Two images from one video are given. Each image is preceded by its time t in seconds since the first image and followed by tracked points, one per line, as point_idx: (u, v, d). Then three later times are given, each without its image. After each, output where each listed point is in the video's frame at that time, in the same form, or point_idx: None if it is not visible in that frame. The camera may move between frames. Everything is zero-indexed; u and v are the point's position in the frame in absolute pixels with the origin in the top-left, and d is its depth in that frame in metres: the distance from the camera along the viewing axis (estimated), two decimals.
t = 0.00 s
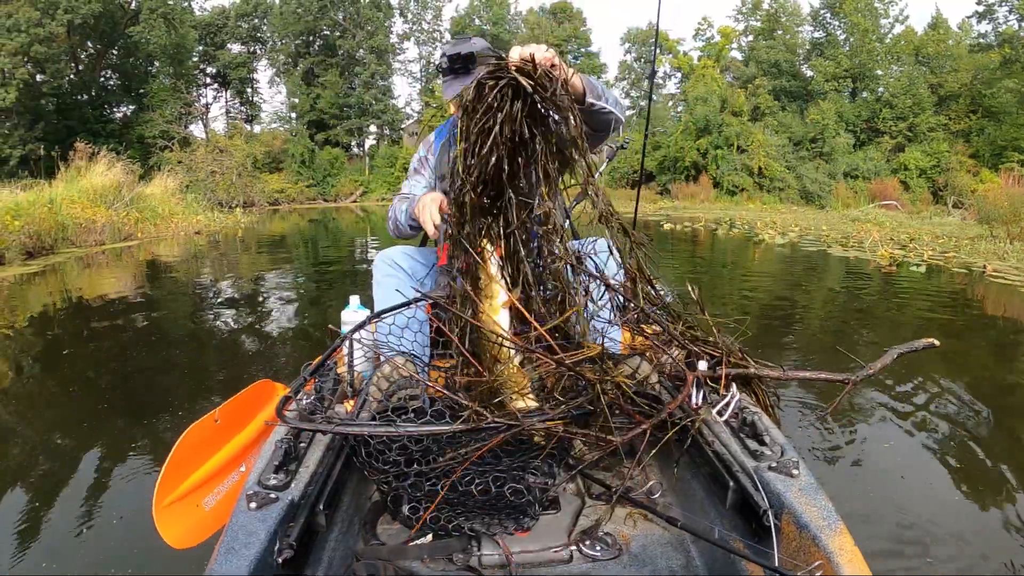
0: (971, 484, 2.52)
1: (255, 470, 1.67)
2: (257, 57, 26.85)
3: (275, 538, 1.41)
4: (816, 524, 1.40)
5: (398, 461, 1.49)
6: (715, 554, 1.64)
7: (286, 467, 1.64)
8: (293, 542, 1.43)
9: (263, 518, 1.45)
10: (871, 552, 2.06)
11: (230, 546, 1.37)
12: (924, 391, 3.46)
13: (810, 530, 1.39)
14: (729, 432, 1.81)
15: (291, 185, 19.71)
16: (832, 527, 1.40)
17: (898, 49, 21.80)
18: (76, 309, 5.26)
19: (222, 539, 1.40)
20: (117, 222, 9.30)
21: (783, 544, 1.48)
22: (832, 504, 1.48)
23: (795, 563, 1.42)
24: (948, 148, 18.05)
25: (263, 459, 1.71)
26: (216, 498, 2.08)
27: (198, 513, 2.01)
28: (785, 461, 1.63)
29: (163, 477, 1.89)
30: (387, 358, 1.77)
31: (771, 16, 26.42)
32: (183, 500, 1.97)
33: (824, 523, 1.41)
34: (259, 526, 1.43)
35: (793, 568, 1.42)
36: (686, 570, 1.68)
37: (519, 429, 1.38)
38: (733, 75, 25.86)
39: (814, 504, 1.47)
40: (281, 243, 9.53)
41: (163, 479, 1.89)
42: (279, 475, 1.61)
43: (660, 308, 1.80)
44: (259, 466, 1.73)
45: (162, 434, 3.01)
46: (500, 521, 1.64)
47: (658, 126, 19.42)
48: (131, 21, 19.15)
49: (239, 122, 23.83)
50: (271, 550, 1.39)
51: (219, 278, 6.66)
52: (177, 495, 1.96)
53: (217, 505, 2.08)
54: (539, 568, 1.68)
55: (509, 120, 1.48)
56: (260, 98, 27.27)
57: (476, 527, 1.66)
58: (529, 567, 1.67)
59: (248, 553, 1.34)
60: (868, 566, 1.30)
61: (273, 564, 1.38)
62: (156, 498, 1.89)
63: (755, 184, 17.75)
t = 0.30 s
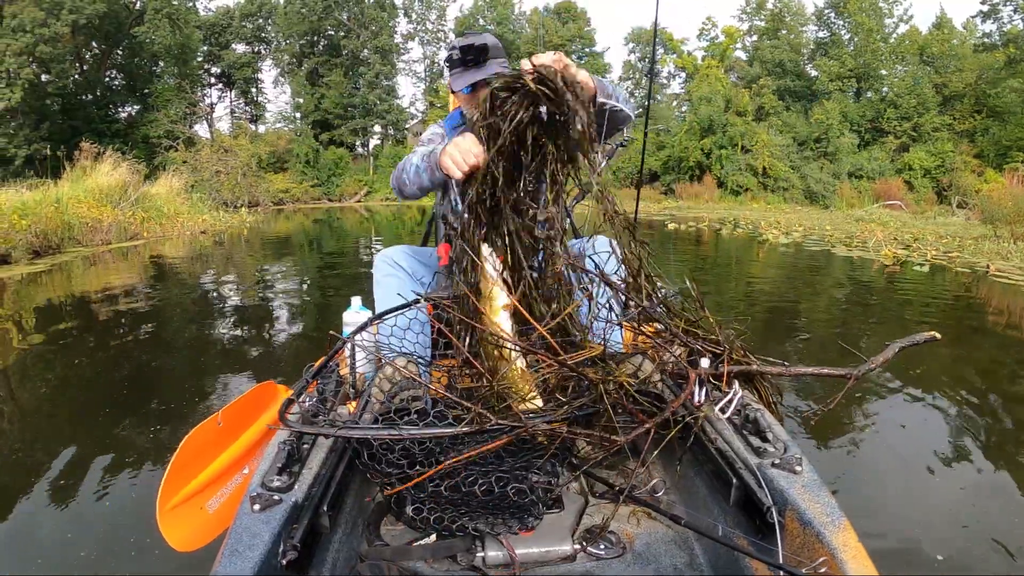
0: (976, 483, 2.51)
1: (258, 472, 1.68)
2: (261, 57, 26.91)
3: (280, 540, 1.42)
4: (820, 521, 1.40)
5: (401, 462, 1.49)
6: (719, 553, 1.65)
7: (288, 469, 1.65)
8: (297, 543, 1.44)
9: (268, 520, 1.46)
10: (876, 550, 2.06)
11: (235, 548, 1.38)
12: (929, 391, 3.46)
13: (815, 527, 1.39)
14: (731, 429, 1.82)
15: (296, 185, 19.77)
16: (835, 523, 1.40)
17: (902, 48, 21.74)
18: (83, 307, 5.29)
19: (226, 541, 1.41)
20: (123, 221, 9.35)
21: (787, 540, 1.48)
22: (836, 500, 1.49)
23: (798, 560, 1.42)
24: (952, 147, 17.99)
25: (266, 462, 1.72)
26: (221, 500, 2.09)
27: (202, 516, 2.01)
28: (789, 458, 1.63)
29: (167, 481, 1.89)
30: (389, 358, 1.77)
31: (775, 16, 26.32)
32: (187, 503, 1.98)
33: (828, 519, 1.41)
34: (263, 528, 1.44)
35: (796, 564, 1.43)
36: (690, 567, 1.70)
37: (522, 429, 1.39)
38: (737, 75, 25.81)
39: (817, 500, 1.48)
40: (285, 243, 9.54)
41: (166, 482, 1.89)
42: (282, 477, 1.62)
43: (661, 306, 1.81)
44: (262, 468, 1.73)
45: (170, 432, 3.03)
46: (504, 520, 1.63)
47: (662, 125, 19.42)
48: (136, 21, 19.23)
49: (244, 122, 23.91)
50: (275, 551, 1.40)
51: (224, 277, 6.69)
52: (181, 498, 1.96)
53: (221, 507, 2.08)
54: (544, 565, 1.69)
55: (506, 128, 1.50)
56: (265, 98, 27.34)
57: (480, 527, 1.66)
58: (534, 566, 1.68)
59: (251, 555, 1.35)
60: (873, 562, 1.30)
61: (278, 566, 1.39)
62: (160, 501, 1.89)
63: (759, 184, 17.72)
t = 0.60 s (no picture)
0: (972, 486, 2.51)
1: (250, 467, 1.69)
2: (266, 57, 26.97)
3: (269, 535, 1.44)
4: (810, 529, 1.42)
5: (392, 457, 1.51)
6: (708, 557, 1.66)
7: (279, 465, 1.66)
8: (286, 538, 1.46)
9: (257, 514, 1.48)
10: (870, 554, 2.06)
11: (223, 541, 1.40)
12: (928, 391, 3.46)
13: (805, 535, 1.41)
14: (724, 435, 1.83)
15: (301, 185, 19.83)
16: (825, 533, 1.41)
17: (907, 48, 21.69)
18: (88, 306, 5.33)
19: (215, 535, 1.43)
20: (129, 221, 9.39)
21: (776, 547, 1.49)
22: (826, 510, 1.50)
23: (787, 568, 1.43)
24: (957, 148, 17.94)
25: (258, 456, 1.73)
26: (211, 493, 2.10)
27: (193, 507, 2.03)
28: (781, 466, 1.64)
29: (156, 472, 1.92)
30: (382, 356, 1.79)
31: (780, 15, 26.26)
32: (177, 495, 1.99)
33: (818, 529, 1.42)
34: (253, 522, 1.45)
35: (785, 571, 1.44)
36: (679, 571, 1.70)
37: (515, 430, 1.42)
38: (741, 75, 25.78)
39: (808, 510, 1.49)
40: (289, 243, 9.57)
41: (156, 473, 1.92)
42: (273, 473, 1.63)
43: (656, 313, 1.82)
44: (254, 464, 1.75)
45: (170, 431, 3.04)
46: (494, 520, 1.62)
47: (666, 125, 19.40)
48: (141, 22, 19.32)
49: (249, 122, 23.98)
50: (264, 546, 1.42)
51: (227, 277, 6.73)
52: (173, 488, 1.98)
53: (212, 500, 2.10)
54: (532, 569, 1.70)
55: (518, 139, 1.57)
56: (270, 98, 27.41)
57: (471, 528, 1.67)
58: (522, 567, 1.69)
59: (240, 550, 1.36)
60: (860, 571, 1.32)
61: (267, 562, 1.41)
62: (150, 493, 1.92)
63: (763, 185, 17.68)
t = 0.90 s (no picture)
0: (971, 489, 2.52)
1: (247, 464, 1.71)
2: (270, 58, 27.03)
3: (265, 533, 1.45)
4: (805, 533, 1.42)
5: (388, 455, 1.53)
6: (704, 560, 1.67)
7: (276, 462, 1.68)
8: (281, 536, 1.47)
9: (253, 511, 1.49)
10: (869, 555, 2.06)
11: (218, 538, 1.41)
12: (929, 392, 3.46)
13: (799, 540, 1.41)
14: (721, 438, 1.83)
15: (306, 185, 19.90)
16: (820, 537, 1.42)
17: (911, 48, 21.63)
18: (94, 305, 5.37)
19: (211, 531, 1.44)
20: (135, 221, 9.44)
21: (772, 551, 1.50)
22: (821, 514, 1.50)
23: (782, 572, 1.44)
24: (962, 148, 17.88)
25: (254, 453, 1.74)
26: (206, 489, 2.12)
27: (188, 504, 2.05)
28: (777, 470, 1.64)
29: (152, 469, 1.94)
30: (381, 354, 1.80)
31: (784, 15, 26.19)
32: (173, 492, 2.02)
33: (813, 533, 1.43)
34: (248, 520, 1.47)
35: None
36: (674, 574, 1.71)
37: (511, 430, 1.45)
38: (746, 75, 25.73)
39: (803, 513, 1.49)
40: (294, 242, 9.60)
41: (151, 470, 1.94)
42: (269, 469, 1.64)
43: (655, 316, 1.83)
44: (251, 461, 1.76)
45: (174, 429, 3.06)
46: (490, 521, 1.63)
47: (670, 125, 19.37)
48: (146, 22, 19.39)
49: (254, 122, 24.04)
50: (259, 544, 1.43)
51: (232, 276, 6.76)
52: (168, 485, 2.00)
53: (207, 496, 2.12)
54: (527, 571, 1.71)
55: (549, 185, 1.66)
56: (274, 98, 27.48)
57: (466, 528, 1.68)
58: (517, 568, 1.71)
59: (234, 547, 1.37)
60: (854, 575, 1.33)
61: (262, 560, 1.42)
62: (146, 490, 1.94)
63: (768, 185, 17.63)
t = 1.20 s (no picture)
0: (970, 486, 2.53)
1: (248, 466, 1.72)
2: (275, 58, 27.07)
3: (267, 535, 1.46)
4: (807, 531, 1.43)
5: (389, 454, 1.54)
6: (705, 560, 1.68)
7: (278, 465, 1.69)
8: (284, 538, 1.48)
9: (255, 514, 1.50)
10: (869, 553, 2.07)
11: (222, 540, 1.43)
12: (931, 391, 3.46)
13: (802, 538, 1.42)
14: (721, 436, 1.83)
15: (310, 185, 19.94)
16: (823, 535, 1.43)
17: (915, 48, 21.59)
18: (100, 305, 5.40)
19: (213, 534, 1.45)
20: (140, 220, 9.49)
21: (774, 549, 1.51)
22: (823, 511, 1.51)
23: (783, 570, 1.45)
24: (966, 148, 17.86)
25: (255, 455, 1.75)
26: (208, 492, 2.14)
27: (190, 505, 2.07)
28: (778, 468, 1.65)
29: (154, 471, 1.96)
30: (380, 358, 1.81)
31: (788, 15, 26.14)
32: (175, 495, 2.03)
33: (816, 531, 1.44)
34: (251, 521, 1.48)
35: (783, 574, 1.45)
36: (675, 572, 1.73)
37: (513, 433, 1.45)
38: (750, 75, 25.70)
39: (806, 511, 1.50)
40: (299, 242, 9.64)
41: (154, 472, 1.95)
42: (271, 472, 1.65)
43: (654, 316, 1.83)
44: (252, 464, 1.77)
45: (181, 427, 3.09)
46: (492, 521, 1.63)
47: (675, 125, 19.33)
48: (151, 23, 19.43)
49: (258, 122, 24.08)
50: (261, 546, 1.44)
51: (237, 276, 6.80)
52: (169, 487, 2.02)
53: (210, 498, 2.13)
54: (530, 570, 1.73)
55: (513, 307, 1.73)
56: (278, 98, 27.53)
57: (468, 528, 1.68)
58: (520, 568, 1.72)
59: (237, 550, 1.39)
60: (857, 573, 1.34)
61: (265, 562, 1.43)
62: (148, 492, 1.95)
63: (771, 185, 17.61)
